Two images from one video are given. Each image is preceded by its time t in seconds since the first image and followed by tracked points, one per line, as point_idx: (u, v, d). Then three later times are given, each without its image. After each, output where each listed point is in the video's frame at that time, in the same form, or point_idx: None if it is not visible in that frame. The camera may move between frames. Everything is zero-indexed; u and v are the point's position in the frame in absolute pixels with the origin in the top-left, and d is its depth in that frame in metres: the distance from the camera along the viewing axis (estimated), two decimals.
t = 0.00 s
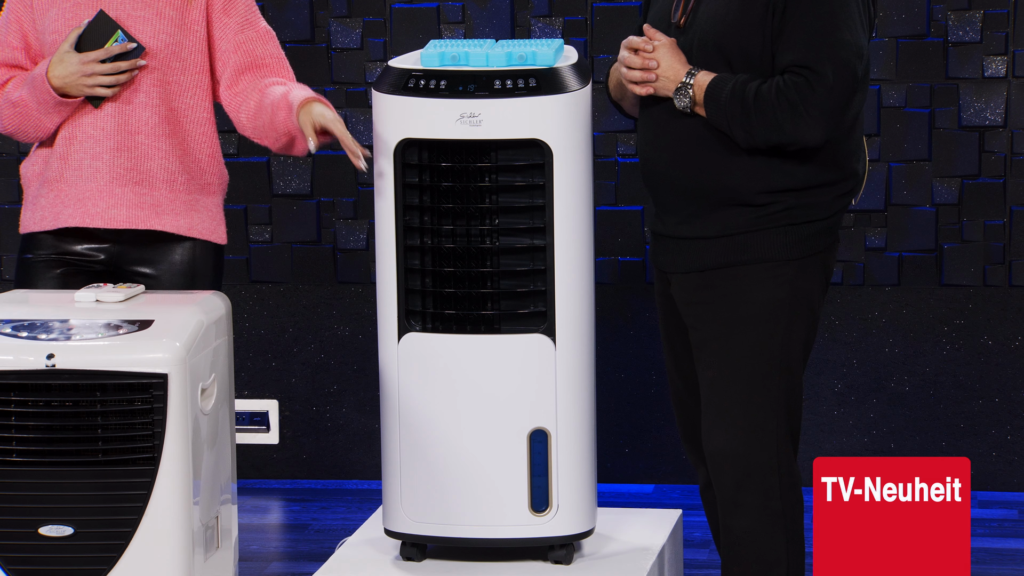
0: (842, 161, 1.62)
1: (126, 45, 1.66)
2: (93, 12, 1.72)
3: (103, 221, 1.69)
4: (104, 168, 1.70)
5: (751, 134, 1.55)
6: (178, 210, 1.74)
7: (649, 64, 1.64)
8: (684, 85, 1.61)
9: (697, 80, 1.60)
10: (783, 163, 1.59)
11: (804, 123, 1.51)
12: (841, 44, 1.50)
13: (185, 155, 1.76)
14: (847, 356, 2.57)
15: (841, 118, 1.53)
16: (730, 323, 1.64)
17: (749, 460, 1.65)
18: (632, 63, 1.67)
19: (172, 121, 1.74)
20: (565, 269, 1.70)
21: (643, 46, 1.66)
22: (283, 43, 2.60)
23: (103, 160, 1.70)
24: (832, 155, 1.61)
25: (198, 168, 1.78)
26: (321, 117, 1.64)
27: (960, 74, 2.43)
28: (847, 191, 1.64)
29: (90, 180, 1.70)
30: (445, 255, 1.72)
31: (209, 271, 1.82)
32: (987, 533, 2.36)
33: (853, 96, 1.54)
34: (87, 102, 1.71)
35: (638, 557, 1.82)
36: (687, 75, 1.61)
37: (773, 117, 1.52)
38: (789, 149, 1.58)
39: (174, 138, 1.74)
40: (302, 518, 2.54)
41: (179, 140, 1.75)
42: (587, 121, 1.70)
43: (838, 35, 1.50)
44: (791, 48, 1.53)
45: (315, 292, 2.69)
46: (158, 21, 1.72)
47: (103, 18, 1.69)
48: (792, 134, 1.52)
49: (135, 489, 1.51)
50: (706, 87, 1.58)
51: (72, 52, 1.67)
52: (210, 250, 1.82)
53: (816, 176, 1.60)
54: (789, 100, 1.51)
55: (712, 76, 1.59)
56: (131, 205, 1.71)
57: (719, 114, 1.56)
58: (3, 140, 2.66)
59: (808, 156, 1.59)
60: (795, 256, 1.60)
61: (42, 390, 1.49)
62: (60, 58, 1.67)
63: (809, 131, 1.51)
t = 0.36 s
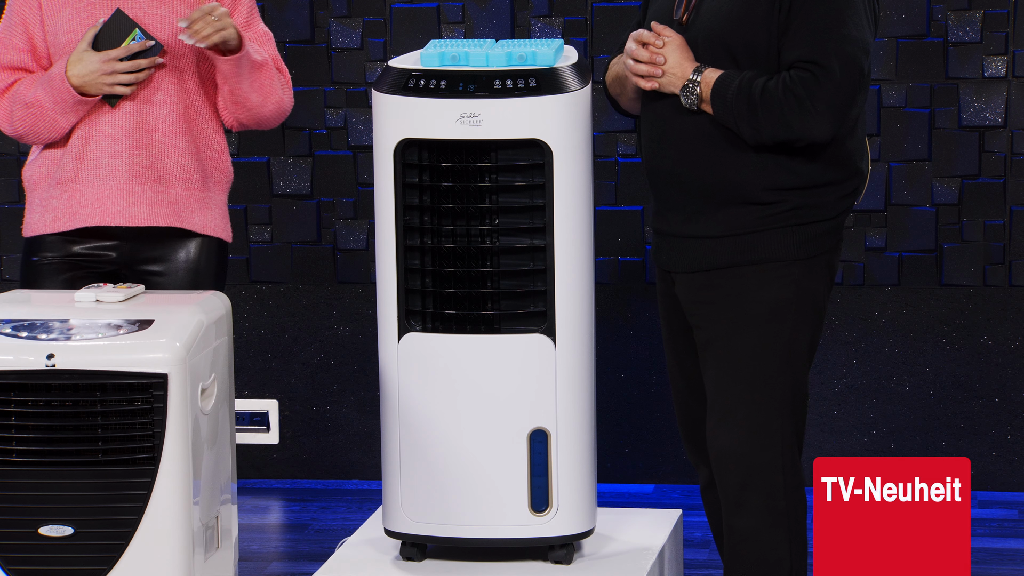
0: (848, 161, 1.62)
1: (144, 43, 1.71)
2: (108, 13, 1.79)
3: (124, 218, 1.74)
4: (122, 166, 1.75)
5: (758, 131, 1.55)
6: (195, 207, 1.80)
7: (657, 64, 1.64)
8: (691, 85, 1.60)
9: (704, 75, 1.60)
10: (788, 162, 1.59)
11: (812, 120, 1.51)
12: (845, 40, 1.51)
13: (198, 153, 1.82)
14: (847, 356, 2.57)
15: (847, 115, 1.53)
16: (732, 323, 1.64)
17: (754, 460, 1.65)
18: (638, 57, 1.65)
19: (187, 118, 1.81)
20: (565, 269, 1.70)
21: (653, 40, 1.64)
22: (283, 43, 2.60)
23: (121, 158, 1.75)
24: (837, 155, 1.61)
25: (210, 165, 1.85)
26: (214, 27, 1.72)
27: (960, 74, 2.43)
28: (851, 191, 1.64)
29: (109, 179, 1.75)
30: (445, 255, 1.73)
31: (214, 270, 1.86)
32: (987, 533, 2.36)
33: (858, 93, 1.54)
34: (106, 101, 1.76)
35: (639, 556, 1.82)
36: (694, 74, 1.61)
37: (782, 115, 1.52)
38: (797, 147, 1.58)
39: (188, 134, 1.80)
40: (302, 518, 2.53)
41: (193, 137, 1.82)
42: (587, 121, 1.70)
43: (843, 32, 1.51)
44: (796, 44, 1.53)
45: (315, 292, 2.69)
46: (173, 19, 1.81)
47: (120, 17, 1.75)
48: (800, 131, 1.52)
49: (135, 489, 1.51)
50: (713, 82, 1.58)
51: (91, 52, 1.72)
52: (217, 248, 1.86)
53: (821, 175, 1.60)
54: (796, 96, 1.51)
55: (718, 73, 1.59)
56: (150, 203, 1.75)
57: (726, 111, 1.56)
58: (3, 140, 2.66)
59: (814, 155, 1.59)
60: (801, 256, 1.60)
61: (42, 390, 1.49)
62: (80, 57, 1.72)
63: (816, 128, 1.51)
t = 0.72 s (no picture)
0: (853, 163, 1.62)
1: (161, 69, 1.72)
2: (117, 14, 1.79)
3: (135, 217, 1.75)
4: (133, 165, 1.76)
5: (765, 133, 1.55)
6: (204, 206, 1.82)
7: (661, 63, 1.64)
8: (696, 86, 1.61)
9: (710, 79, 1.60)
10: (793, 164, 1.59)
11: (818, 123, 1.51)
12: (851, 43, 1.50)
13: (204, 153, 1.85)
14: (847, 356, 2.57)
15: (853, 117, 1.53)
16: (733, 323, 1.64)
17: (755, 460, 1.65)
18: (645, 56, 1.66)
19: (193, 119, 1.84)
20: (565, 269, 1.70)
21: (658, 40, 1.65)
22: (283, 43, 2.60)
23: (132, 158, 1.76)
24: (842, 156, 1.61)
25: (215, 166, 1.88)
26: (178, 45, 1.73)
27: (960, 74, 2.43)
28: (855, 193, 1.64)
29: (120, 179, 1.75)
30: (445, 255, 1.73)
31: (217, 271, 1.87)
32: (987, 533, 2.36)
33: (863, 95, 1.54)
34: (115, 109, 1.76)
35: (638, 556, 1.82)
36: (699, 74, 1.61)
37: (788, 117, 1.52)
38: (801, 148, 1.58)
39: (196, 135, 1.83)
40: (303, 518, 2.53)
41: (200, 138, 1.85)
42: (587, 121, 1.70)
43: (849, 35, 1.51)
44: (802, 46, 1.53)
45: (315, 292, 2.69)
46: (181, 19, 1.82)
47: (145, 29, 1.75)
48: (805, 133, 1.52)
49: (135, 489, 1.51)
50: (718, 86, 1.58)
51: (109, 60, 1.72)
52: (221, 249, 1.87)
53: (825, 176, 1.60)
54: (801, 98, 1.51)
55: (724, 76, 1.59)
56: (161, 201, 1.77)
57: (732, 112, 1.56)
58: (3, 140, 2.66)
59: (818, 156, 1.59)
60: (802, 256, 1.60)
61: (42, 390, 1.49)
62: (97, 63, 1.72)
63: (822, 130, 1.51)
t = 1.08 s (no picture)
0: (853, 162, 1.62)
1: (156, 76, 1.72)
2: (116, 15, 1.78)
3: (133, 219, 1.75)
4: (132, 167, 1.76)
5: (764, 131, 1.55)
6: (203, 208, 1.82)
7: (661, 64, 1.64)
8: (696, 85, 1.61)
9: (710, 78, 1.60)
10: (793, 163, 1.59)
11: (817, 121, 1.51)
12: (850, 41, 1.50)
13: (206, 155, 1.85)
14: (847, 356, 2.57)
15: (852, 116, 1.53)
16: (733, 323, 1.64)
17: (755, 460, 1.65)
18: (644, 57, 1.66)
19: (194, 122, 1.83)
20: (565, 269, 1.70)
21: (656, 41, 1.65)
22: (283, 43, 2.60)
23: (130, 160, 1.76)
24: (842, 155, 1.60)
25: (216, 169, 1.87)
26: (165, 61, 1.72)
27: (960, 74, 2.43)
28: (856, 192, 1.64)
29: (119, 181, 1.76)
30: (445, 254, 1.73)
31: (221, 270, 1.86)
32: (987, 533, 2.36)
33: (862, 94, 1.54)
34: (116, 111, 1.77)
35: (639, 557, 1.82)
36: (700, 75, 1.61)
37: (787, 115, 1.52)
38: (801, 147, 1.58)
39: (197, 137, 1.82)
40: (302, 518, 2.53)
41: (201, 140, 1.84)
42: (587, 122, 1.70)
43: (848, 33, 1.51)
44: (801, 45, 1.53)
45: (315, 292, 2.69)
46: (178, 21, 1.81)
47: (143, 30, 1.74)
48: (804, 131, 1.52)
49: (135, 489, 1.51)
50: (718, 85, 1.58)
51: (109, 62, 1.72)
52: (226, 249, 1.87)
53: (825, 176, 1.60)
54: (801, 97, 1.51)
55: (724, 75, 1.59)
56: (159, 203, 1.76)
57: (732, 110, 1.56)
58: (3, 140, 2.66)
59: (818, 156, 1.59)
60: (802, 257, 1.60)
61: (42, 390, 1.49)
62: (97, 65, 1.72)
63: (821, 128, 1.51)
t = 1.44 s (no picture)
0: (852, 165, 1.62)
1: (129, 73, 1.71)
2: (106, 15, 1.79)
3: (118, 221, 1.75)
4: (119, 169, 1.77)
5: (765, 133, 1.55)
6: (194, 211, 1.80)
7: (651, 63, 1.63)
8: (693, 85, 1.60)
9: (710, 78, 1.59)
10: (793, 164, 1.59)
11: (817, 125, 1.51)
12: (850, 46, 1.51)
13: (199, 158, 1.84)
14: (846, 356, 2.57)
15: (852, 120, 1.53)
16: (733, 323, 1.64)
17: (756, 460, 1.65)
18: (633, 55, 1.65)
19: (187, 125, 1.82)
20: (565, 268, 1.70)
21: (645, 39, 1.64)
22: (283, 43, 2.60)
23: (117, 161, 1.77)
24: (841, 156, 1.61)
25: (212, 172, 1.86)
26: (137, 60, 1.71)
27: (960, 74, 2.43)
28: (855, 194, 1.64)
29: (106, 182, 1.76)
30: (445, 255, 1.73)
31: (221, 273, 1.86)
32: (987, 533, 2.36)
33: (861, 98, 1.54)
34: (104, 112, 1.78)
35: (639, 556, 1.82)
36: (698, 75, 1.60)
37: (788, 119, 1.52)
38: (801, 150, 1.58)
39: (188, 140, 1.81)
40: (302, 518, 2.53)
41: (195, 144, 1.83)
42: (587, 122, 1.70)
43: (848, 38, 1.51)
44: (801, 48, 1.53)
45: (315, 292, 2.69)
46: (168, 24, 1.80)
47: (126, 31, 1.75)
48: (804, 135, 1.52)
49: (135, 489, 1.51)
50: (717, 84, 1.58)
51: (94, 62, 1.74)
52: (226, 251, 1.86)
53: (826, 178, 1.60)
54: (802, 101, 1.51)
55: (724, 75, 1.58)
56: (145, 205, 1.76)
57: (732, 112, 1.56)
58: (3, 140, 2.66)
59: (818, 159, 1.60)
60: (802, 257, 1.60)
61: (41, 390, 1.49)
62: (82, 66, 1.74)
63: (822, 133, 1.52)
